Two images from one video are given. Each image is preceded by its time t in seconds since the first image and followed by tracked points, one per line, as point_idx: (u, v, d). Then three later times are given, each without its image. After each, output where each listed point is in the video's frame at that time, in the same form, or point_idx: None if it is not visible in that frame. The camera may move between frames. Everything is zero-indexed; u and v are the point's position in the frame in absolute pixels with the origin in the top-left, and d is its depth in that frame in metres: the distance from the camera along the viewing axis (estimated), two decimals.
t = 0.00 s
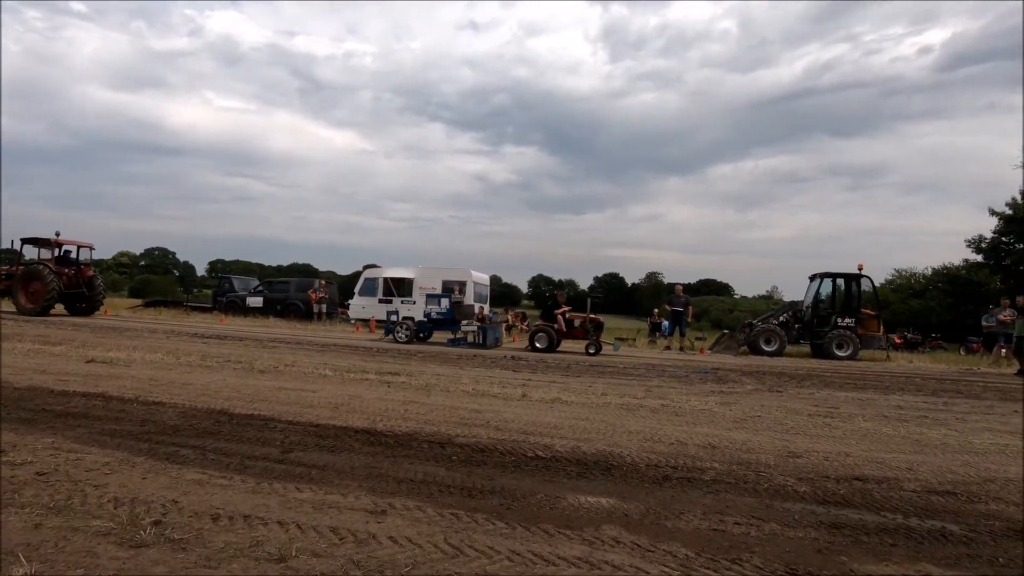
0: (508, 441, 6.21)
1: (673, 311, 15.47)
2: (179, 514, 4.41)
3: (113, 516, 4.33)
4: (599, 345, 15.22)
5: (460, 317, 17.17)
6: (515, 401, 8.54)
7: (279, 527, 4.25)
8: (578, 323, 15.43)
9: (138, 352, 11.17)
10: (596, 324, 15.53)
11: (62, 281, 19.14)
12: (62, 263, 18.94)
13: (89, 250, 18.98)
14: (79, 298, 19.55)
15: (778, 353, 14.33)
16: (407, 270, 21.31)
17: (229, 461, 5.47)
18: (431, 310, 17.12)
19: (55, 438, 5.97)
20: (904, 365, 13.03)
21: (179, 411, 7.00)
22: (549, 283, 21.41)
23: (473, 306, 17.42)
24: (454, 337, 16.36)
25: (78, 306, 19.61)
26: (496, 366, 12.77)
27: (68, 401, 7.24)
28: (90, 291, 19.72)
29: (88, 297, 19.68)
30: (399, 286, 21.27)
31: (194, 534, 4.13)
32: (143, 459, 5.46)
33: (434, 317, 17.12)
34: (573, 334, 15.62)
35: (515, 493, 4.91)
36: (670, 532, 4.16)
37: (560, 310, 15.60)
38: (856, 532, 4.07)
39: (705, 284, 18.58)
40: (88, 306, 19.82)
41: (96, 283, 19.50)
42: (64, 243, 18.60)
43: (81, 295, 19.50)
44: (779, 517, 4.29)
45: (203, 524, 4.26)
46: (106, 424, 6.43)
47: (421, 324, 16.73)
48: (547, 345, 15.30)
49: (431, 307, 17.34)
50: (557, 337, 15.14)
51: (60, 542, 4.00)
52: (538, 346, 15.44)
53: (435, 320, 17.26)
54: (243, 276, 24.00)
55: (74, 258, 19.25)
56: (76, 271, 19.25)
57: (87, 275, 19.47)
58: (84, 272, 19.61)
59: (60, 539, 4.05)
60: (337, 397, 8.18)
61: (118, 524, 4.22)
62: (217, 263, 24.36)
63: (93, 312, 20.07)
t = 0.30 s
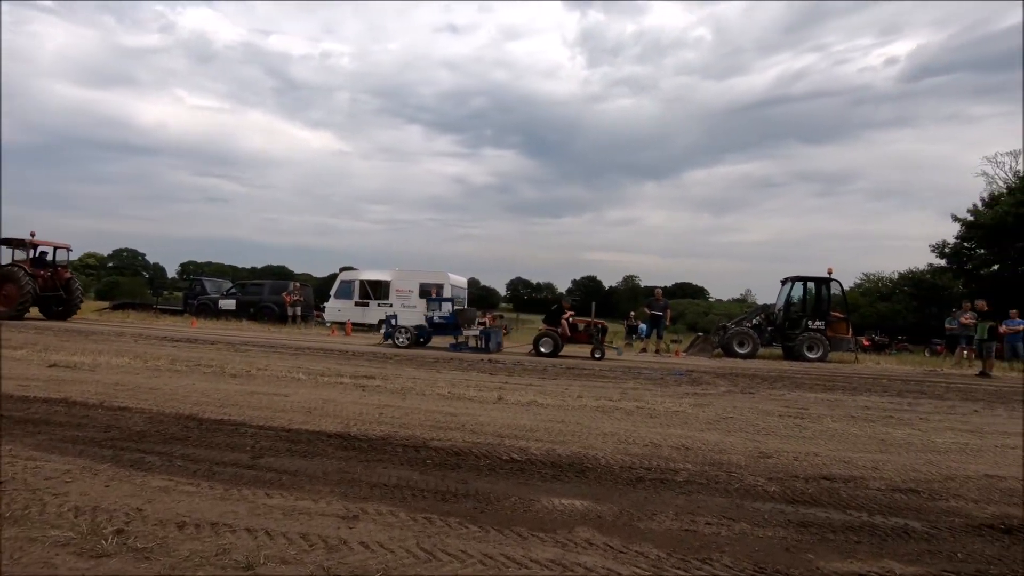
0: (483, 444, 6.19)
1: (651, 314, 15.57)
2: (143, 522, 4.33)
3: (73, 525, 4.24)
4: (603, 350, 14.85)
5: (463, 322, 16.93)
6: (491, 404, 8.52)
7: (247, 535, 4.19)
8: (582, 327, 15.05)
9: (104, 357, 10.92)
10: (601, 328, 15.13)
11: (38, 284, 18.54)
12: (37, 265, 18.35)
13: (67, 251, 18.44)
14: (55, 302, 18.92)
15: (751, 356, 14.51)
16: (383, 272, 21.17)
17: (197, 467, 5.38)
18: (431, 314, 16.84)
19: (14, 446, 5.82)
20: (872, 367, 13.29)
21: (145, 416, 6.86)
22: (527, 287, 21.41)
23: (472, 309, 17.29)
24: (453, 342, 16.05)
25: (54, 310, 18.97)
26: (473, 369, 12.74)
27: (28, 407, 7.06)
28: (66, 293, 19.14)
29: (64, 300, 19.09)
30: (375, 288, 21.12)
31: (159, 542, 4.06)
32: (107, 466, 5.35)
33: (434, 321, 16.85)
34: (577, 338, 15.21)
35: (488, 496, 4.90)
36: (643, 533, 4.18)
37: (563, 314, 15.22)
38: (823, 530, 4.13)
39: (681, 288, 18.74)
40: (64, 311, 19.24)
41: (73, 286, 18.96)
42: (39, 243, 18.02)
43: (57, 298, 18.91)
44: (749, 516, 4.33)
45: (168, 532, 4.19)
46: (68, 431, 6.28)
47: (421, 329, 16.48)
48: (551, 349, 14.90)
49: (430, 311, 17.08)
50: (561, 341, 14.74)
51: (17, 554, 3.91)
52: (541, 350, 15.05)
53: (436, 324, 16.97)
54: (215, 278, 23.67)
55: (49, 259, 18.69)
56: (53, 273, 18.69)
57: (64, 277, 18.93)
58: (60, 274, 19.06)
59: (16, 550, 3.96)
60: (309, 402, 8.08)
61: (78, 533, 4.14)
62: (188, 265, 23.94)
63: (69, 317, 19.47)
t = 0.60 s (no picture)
0: (459, 447, 6.17)
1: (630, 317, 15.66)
2: (107, 531, 4.26)
3: (32, 536, 4.19)
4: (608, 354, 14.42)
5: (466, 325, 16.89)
6: (468, 407, 8.50)
7: (215, 542, 4.13)
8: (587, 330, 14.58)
9: (71, 361, 10.69)
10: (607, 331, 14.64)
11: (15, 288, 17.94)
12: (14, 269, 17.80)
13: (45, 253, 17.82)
14: (31, 305, 18.40)
15: (725, 357, 14.67)
16: (360, 274, 21.01)
17: (165, 474, 5.28)
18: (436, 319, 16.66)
19: None
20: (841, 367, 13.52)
21: (111, 422, 6.72)
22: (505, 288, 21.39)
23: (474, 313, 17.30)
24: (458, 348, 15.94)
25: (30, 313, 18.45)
26: (450, 371, 12.71)
27: None
28: (43, 297, 18.59)
29: (41, 304, 18.55)
30: (352, 290, 20.98)
31: (123, 552, 3.98)
32: (69, 474, 5.24)
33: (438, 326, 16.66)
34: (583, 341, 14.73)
35: (463, 499, 4.88)
36: (616, 534, 4.20)
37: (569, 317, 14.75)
38: (792, 528, 4.18)
39: (657, 290, 18.87)
40: (40, 314, 18.71)
41: (50, 289, 18.42)
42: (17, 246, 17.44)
43: (34, 302, 18.36)
44: (720, 515, 4.37)
45: (132, 541, 4.12)
46: (30, 438, 6.13)
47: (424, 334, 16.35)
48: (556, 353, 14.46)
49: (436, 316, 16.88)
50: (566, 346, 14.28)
51: None
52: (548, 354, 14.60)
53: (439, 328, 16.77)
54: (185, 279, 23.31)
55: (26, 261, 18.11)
56: (29, 276, 18.12)
57: (41, 280, 18.36)
58: (37, 276, 18.49)
59: None
60: (283, 405, 7.99)
61: (37, 544, 4.10)
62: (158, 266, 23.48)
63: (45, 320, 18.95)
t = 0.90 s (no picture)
0: (437, 450, 6.14)
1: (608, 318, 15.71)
2: (70, 541, 4.17)
3: None
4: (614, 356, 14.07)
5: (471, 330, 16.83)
6: (446, 410, 8.45)
7: (184, 550, 4.06)
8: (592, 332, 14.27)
9: (37, 367, 10.44)
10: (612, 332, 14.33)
11: None
12: None
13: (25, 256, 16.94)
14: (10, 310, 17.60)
15: (702, 357, 14.83)
16: (337, 276, 20.84)
17: (132, 481, 5.19)
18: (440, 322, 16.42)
19: None
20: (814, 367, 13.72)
21: (78, 429, 6.58)
22: (484, 290, 21.40)
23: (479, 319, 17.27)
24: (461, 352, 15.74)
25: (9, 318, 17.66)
26: (427, 374, 12.65)
27: None
28: (23, 301, 17.78)
29: (21, 308, 17.74)
30: (329, 293, 20.81)
31: (87, 563, 3.90)
32: (32, 483, 5.12)
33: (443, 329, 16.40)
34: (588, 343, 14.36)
35: (440, 502, 4.86)
36: (593, 534, 4.21)
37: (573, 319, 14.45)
38: (765, 525, 4.22)
39: (636, 292, 18.97)
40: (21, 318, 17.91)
41: (30, 293, 17.60)
42: None
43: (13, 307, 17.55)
44: (695, 514, 4.40)
45: (97, 551, 4.04)
46: None
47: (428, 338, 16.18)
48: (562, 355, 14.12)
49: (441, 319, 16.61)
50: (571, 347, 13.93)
51: None
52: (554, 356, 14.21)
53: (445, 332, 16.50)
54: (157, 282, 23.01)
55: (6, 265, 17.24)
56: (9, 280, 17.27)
57: (21, 284, 17.53)
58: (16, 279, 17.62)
59: None
60: (257, 410, 7.90)
61: None
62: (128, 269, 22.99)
63: (26, 323, 18.17)
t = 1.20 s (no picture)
0: (414, 451, 6.11)
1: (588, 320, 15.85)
2: (32, 547, 4.10)
3: None
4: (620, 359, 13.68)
5: (476, 332, 16.67)
6: (424, 410, 8.42)
7: (152, 554, 3.99)
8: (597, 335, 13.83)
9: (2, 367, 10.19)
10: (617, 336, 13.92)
11: None
12: None
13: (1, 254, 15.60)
14: None
15: (678, 358, 15.12)
16: (315, 276, 20.66)
17: (98, 485, 5.09)
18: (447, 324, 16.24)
19: None
20: (789, 369, 13.89)
21: (42, 431, 6.44)
22: (464, 291, 21.36)
23: (488, 320, 17.08)
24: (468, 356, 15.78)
25: None
26: (405, 375, 12.59)
27: None
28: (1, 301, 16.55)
29: None
30: (306, 293, 20.62)
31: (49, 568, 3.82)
32: None
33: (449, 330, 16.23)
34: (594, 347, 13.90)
35: (417, 504, 4.83)
36: (569, 534, 4.22)
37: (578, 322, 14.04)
38: (738, 524, 4.27)
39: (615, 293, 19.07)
40: None
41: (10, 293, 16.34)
42: None
43: None
44: (670, 514, 4.43)
45: (60, 557, 3.96)
46: None
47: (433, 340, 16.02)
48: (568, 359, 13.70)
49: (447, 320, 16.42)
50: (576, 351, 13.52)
51: None
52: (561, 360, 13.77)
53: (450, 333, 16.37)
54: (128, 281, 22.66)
55: None
56: None
57: None
58: None
59: None
60: (230, 411, 7.79)
61: None
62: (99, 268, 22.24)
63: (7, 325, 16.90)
